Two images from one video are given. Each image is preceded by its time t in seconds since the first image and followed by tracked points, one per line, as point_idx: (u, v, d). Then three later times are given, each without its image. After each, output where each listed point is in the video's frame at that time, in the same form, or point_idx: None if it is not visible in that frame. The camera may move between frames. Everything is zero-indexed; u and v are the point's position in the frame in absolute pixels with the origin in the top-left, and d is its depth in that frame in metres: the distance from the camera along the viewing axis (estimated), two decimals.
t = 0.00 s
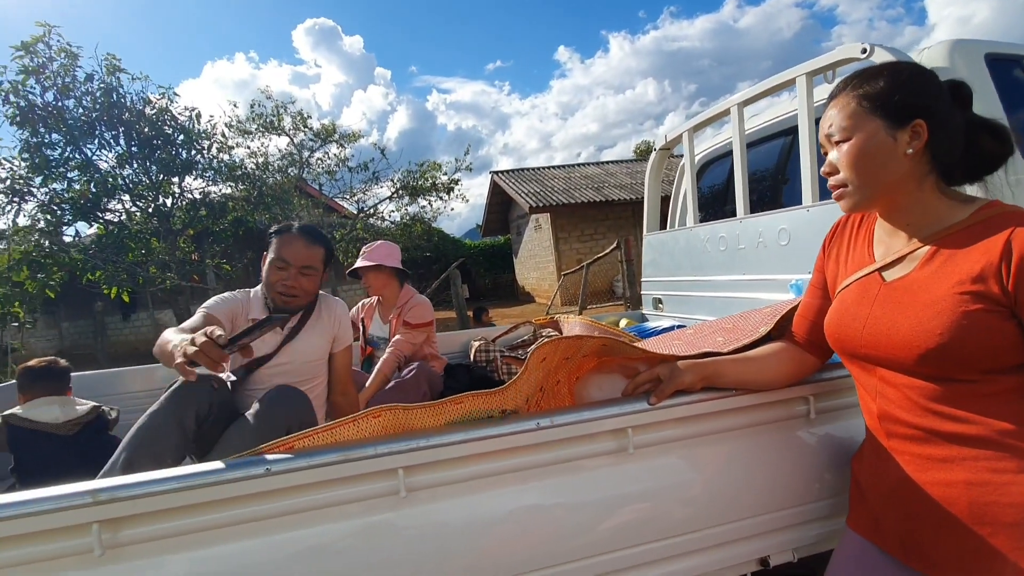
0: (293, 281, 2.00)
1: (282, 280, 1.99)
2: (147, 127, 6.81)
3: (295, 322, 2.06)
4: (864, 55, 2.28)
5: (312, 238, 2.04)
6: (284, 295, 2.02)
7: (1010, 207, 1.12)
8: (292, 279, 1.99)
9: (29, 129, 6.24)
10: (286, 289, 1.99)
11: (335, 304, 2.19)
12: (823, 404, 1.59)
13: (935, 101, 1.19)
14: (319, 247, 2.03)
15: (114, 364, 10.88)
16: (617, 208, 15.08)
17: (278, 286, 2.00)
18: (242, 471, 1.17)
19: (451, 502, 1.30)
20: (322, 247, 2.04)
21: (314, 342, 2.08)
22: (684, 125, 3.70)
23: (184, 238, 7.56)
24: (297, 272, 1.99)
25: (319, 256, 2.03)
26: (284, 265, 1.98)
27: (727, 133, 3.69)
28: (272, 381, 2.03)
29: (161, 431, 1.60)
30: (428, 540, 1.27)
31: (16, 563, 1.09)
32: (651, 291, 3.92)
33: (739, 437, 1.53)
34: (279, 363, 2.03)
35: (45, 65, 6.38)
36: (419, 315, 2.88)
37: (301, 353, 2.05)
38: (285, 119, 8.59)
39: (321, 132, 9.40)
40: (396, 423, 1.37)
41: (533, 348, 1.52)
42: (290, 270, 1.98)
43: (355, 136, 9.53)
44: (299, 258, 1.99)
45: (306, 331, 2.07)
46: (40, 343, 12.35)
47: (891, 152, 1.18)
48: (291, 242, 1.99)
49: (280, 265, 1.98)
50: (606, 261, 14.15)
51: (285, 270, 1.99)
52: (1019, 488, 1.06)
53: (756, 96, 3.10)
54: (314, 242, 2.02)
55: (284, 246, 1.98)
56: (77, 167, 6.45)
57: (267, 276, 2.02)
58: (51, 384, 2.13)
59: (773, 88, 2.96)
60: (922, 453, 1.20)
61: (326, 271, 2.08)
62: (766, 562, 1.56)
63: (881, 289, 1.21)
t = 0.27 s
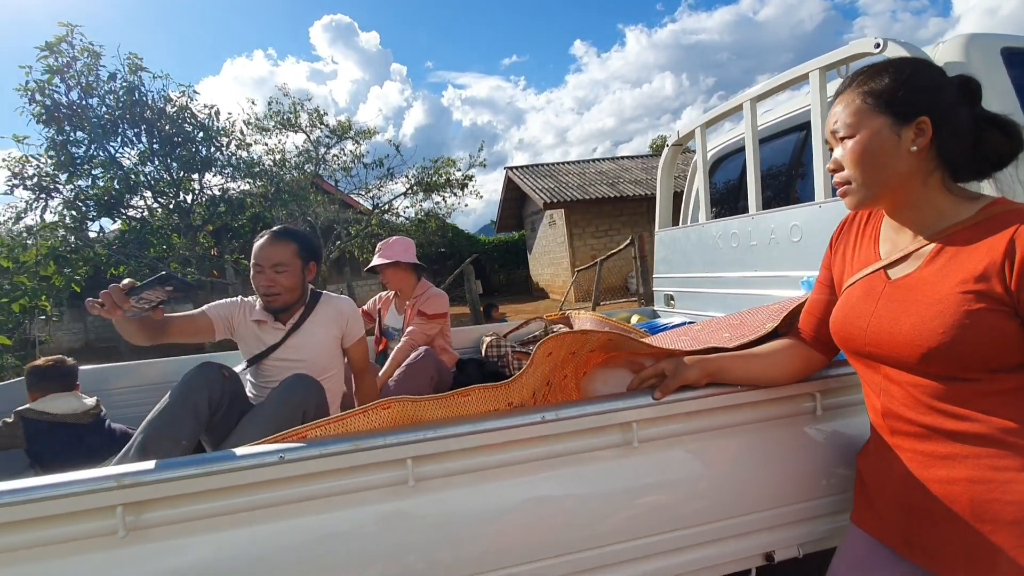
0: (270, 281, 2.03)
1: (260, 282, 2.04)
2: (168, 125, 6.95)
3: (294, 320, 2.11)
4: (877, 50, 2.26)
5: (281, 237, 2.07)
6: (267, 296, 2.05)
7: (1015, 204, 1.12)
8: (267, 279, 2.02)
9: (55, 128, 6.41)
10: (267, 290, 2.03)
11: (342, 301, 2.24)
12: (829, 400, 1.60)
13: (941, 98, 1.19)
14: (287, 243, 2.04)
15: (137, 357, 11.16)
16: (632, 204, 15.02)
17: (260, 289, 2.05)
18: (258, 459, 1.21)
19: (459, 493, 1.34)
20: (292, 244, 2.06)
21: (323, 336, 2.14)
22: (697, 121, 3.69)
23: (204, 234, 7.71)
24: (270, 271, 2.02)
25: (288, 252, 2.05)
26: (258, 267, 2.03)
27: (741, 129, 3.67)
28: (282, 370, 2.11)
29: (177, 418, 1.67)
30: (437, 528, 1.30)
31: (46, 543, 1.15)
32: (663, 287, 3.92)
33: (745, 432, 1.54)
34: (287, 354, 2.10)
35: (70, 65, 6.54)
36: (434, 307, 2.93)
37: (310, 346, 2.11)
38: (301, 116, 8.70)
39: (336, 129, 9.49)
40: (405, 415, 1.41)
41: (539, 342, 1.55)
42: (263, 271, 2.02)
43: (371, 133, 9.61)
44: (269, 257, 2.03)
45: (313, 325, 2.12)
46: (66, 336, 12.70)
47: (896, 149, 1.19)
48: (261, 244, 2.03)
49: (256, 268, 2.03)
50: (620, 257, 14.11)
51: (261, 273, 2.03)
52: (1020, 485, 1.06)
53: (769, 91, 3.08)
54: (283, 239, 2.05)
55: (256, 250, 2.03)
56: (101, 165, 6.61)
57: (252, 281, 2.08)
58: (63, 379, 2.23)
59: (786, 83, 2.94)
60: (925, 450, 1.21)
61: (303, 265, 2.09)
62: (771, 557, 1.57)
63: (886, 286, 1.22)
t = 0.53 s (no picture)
0: (292, 285, 2.11)
1: (282, 286, 2.12)
2: (189, 123, 7.08)
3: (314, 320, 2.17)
4: (894, 44, 2.24)
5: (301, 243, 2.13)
6: (291, 299, 2.14)
7: None
8: (289, 283, 2.10)
9: (81, 127, 6.57)
10: (290, 294, 2.11)
11: (367, 300, 2.28)
12: (841, 398, 1.60)
13: (956, 96, 1.18)
14: (305, 249, 2.11)
15: (159, 350, 11.42)
16: (647, 200, 14.94)
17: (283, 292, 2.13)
18: (276, 450, 1.26)
19: (469, 485, 1.37)
20: (310, 248, 2.12)
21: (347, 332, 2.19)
22: (712, 116, 3.67)
23: (224, 230, 7.84)
24: (292, 276, 2.10)
25: (307, 256, 2.11)
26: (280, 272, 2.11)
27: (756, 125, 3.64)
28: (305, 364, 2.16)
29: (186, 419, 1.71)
30: (449, 519, 1.34)
31: (76, 526, 1.20)
32: (677, 284, 3.91)
33: (753, 429, 1.55)
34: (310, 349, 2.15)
35: (94, 65, 6.69)
36: (447, 307, 2.96)
37: (333, 341, 2.16)
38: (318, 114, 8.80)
39: (353, 126, 9.58)
40: (418, 409, 1.44)
41: (549, 339, 1.57)
42: (285, 276, 2.09)
43: (386, 129, 9.69)
44: (290, 263, 2.10)
45: (337, 321, 2.17)
46: (92, 329, 13.04)
47: (909, 147, 1.18)
48: (282, 251, 2.11)
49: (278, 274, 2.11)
50: (635, 254, 14.06)
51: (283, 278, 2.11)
52: None
53: (784, 86, 3.06)
54: (301, 245, 2.11)
55: (278, 256, 2.11)
56: (125, 162, 6.76)
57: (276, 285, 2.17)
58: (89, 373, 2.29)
59: (802, 78, 2.91)
60: (932, 449, 1.21)
61: (322, 268, 2.15)
62: (779, 553, 1.58)
63: (895, 285, 1.22)
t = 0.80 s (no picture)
0: (324, 283, 2.21)
1: (315, 284, 2.22)
2: (199, 122, 7.14)
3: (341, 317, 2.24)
4: (901, 41, 2.22)
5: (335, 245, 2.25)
6: (322, 296, 2.23)
7: None
8: (322, 281, 2.21)
9: (93, 125, 6.65)
10: (322, 292, 2.21)
11: (390, 301, 2.33)
12: (843, 395, 1.60)
13: (959, 92, 1.18)
14: (337, 249, 2.22)
15: (171, 346, 11.55)
16: (655, 197, 14.88)
17: (315, 290, 2.23)
18: (283, 442, 1.28)
19: (473, 478, 1.39)
20: (342, 249, 2.24)
21: (369, 328, 2.22)
22: (719, 113, 3.66)
23: (234, 227, 7.92)
24: (324, 274, 2.20)
25: (338, 256, 2.22)
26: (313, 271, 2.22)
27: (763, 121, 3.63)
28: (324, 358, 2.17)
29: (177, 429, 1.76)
30: (453, 511, 1.36)
31: (91, 515, 1.24)
32: (683, 281, 3.91)
33: (755, 426, 1.56)
34: (332, 342, 2.17)
35: (106, 63, 6.77)
36: (452, 309, 2.99)
37: (353, 336, 2.19)
38: (327, 111, 8.85)
39: (361, 123, 9.62)
40: (422, 403, 1.46)
41: (552, 335, 1.59)
42: (318, 274, 2.20)
43: (394, 127, 9.72)
44: (323, 262, 2.21)
45: (360, 319, 2.21)
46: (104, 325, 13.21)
47: (911, 144, 1.18)
48: (315, 251, 2.22)
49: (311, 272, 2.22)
50: (642, 251, 14.03)
51: (316, 277, 2.22)
52: (1019, 481, 1.07)
53: (791, 83, 3.04)
54: (334, 246, 2.23)
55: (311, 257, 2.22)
56: (136, 160, 6.84)
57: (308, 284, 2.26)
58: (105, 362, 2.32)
59: (809, 74, 2.90)
60: (928, 445, 1.22)
61: (352, 268, 2.26)
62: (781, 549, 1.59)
63: (893, 281, 1.23)
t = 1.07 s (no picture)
0: (329, 281, 2.22)
1: (319, 282, 2.24)
2: (202, 121, 7.16)
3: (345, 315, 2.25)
4: (904, 39, 2.22)
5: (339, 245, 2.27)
6: (326, 294, 2.24)
7: None
8: (326, 280, 2.22)
9: (97, 124, 6.68)
10: (326, 290, 2.22)
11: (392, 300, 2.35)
12: (843, 395, 1.60)
13: (957, 93, 1.19)
14: (340, 248, 2.24)
15: (175, 344, 11.60)
16: (658, 196, 14.86)
17: (319, 288, 2.24)
18: (282, 440, 1.29)
19: (472, 477, 1.40)
20: (345, 248, 2.26)
21: (371, 328, 2.22)
22: (721, 112, 3.65)
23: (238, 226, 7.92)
24: (328, 273, 2.22)
25: (341, 255, 2.24)
26: (317, 269, 2.23)
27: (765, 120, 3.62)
28: (327, 358, 2.18)
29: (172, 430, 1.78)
30: (453, 510, 1.37)
31: (95, 513, 1.25)
32: (685, 280, 3.91)
33: (753, 425, 1.56)
34: (334, 342, 2.19)
35: (109, 63, 6.79)
36: (448, 308, 3.00)
37: (356, 336, 2.19)
38: (329, 110, 8.86)
39: (364, 122, 9.63)
40: (419, 402, 1.47)
41: (549, 335, 1.59)
42: (322, 273, 2.21)
43: (396, 125, 9.73)
44: (327, 261, 2.22)
45: (362, 319, 2.23)
46: (110, 323, 13.28)
47: (912, 143, 1.18)
48: (319, 250, 2.23)
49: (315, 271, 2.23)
50: (644, 249, 14.02)
51: (320, 275, 2.23)
52: (1011, 479, 1.07)
53: (793, 82, 3.04)
54: (337, 245, 2.25)
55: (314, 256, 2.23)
56: (140, 160, 6.87)
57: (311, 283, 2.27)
58: (117, 360, 2.41)
59: (811, 73, 2.89)
60: (921, 444, 1.22)
61: (356, 267, 2.27)
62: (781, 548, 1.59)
63: (886, 279, 1.23)
